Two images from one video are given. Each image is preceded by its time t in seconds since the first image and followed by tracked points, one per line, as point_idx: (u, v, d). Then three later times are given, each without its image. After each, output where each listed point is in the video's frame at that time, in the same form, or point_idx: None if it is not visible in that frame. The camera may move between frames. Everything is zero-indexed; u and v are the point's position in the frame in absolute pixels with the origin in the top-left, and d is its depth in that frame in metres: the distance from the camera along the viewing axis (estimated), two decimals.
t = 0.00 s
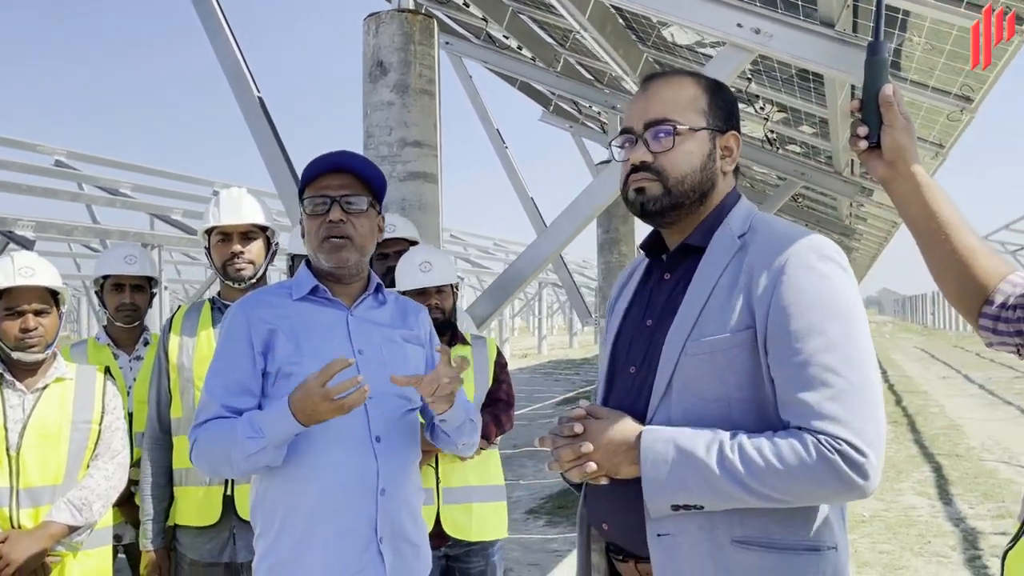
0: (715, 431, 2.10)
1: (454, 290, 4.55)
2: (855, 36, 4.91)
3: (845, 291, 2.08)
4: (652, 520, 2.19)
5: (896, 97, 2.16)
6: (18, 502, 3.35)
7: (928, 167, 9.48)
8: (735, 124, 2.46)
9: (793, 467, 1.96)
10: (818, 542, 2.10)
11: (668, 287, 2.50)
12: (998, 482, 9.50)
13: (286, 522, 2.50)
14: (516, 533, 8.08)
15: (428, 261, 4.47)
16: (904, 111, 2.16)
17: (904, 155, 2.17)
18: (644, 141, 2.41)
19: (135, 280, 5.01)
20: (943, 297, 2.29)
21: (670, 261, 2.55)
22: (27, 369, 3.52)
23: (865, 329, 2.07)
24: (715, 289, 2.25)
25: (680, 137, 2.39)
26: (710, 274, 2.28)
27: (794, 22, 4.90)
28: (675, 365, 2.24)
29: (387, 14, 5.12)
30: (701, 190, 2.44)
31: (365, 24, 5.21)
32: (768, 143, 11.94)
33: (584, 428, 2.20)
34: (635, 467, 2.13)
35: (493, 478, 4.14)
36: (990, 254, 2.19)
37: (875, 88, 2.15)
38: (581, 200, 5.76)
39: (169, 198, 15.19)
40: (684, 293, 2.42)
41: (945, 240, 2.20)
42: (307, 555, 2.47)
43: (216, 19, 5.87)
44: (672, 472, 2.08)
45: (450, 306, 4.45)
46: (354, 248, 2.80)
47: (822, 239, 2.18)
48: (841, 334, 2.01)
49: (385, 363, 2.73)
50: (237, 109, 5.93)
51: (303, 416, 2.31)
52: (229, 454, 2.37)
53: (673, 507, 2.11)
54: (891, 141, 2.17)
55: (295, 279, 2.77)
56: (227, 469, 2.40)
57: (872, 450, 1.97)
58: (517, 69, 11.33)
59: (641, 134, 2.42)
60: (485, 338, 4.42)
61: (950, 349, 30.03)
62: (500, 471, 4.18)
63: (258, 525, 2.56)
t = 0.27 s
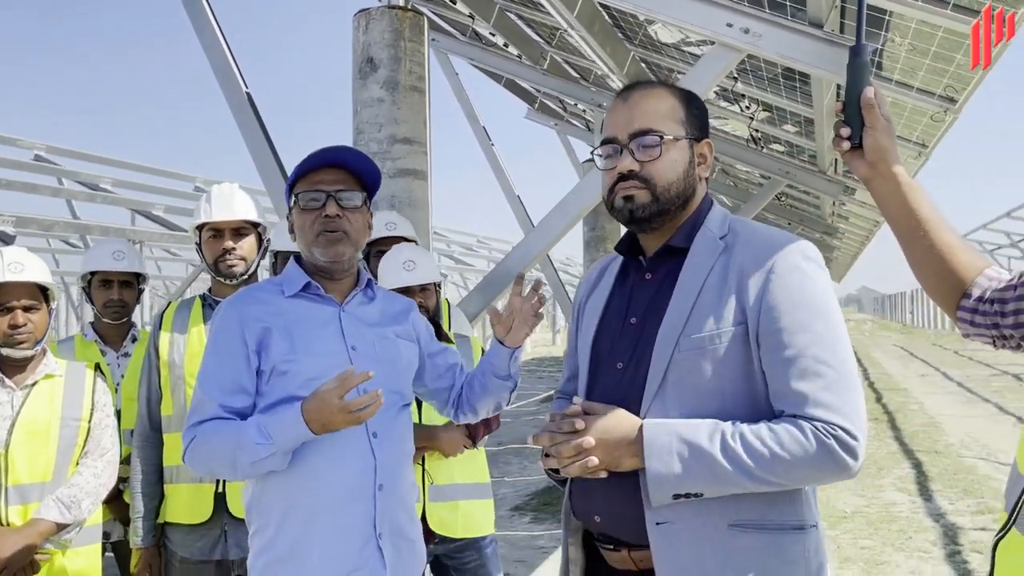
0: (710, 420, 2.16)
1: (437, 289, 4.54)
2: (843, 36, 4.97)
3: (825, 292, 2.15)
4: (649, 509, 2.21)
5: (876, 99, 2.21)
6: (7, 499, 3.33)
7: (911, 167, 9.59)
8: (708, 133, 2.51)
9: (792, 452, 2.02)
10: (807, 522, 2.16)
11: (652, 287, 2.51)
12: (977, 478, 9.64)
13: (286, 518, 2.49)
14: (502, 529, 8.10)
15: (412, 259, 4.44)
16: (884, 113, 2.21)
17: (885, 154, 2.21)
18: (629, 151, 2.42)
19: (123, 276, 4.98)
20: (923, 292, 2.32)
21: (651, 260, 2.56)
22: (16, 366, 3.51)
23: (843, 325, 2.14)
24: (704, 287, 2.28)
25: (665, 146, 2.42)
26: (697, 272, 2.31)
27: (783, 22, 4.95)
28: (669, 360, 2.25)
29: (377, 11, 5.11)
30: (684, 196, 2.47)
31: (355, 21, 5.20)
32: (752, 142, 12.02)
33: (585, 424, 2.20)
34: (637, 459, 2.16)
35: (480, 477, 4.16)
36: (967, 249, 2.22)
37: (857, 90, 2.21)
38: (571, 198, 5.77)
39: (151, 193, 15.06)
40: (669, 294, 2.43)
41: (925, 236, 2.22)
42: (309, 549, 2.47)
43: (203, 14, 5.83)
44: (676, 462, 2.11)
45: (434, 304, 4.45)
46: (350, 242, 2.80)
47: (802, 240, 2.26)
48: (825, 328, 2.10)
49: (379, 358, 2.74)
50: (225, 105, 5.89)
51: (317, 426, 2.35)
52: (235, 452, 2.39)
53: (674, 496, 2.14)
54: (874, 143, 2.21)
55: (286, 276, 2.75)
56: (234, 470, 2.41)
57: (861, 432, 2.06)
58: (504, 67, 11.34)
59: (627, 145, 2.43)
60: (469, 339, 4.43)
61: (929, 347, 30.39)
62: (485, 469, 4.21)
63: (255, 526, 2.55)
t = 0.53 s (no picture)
0: (700, 408, 2.20)
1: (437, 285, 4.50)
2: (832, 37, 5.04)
3: (801, 286, 2.19)
4: (646, 495, 2.20)
5: (862, 106, 2.22)
6: None
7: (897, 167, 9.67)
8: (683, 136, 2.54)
9: (781, 435, 2.05)
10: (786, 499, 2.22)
11: (630, 284, 2.50)
12: (961, 476, 9.75)
13: (290, 515, 2.49)
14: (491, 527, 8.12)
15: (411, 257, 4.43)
16: (871, 119, 2.22)
17: (871, 160, 2.23)
18: (611, 149, 2.44)
19: (114, 273, 4.96)
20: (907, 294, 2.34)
21: (630, 258, 2.55)
22: (8, 363, 3.50)
23: (817, 318, 2.19)
24: (688, 282, 2.30)
25: (645, 146, 2.44)
26: (679, 267, 2.33)
27: (774, 23, 4.98)
28: (658, 353, 2.26)
29: (370, 8, 5.10)
30: (662, 195, 2.48)
31: (347, 18, 5.19)
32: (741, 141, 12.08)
33: (583, 417, 2.19)
34: (634, 449, 2.17)
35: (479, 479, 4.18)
36: (950, 253, 2.25)
37: (843, 96, 2.21)
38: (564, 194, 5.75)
39: (137, 191, 14.94)
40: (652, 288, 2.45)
41: (909, 240, 2.25)
42: (318, 544, 2.48)
43: (194, 10, 5.80)
44: (673, 450, 2.12)
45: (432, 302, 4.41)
46: (349, 241, 2.82)
47: (775, 235, 2.30)
48: (803, 316, 2.15)
49: (373, 352, 2.75)
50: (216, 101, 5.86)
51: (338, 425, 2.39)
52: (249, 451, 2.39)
53: (669, 483, 2.14)
54: (861, 149, 2.23)
55: (280, 272, 2.75)
56: (248, 467, 2.39)
57: (842, 412, 2.11)
58: (494, 65, 11.34)
59: (608, 144, 2.45)
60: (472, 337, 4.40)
61: (914, 347, 30.66)
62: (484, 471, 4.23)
63: (256, 524, 2.54)
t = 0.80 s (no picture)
0: (692, 402, 2.22)
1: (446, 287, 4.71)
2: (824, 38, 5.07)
3: (790, 283, 2.22)
4: (642, 489, 2.22)
5: (855, 109, 2.25)
6: None
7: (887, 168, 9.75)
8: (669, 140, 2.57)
9: (772, 424, 2.08)
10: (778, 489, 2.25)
11: (622, 283, 2.52)
12: (949, 475, 9.83)
13: (293, 514, 2.49)
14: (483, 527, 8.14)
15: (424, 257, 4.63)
16: (863, 121, 2.25)
17: (865, 163, 2.26)
18: (599, 155, 2.46)
19: (109, 272, 4.96)
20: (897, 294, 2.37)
21: (619, 258, 2.58)
22: (3, 362, 3.49)
23: (805, 315, 2.21)
24: (679, 278, 2.33)
25: (633, 151, 2.46)
26: (669, 263, 2.35)
27: (767, 24, 5.02)
28: (651, 349, 2.28)
29: (364, 8, 5.11)
30: (650, 198, 2.50)
31: (342, 17, 5.19)
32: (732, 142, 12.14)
33: (579, 413, 2.21)
34: (628, 443, 2.19)
35: (483, 481, 4.23)
36: (941, 253, 2.28)
37: (837, 99, 2.24)
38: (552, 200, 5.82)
39: (126, 190, 14.87)
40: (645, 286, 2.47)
41: (902, 242, 2.27)
42: (323, 542, 2.49)
43: (187, 9, 5.79)
44: (670, 445, 2.14)
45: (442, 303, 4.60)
46: (348, 241, 2.84)
47: (760, 232, 2.33)
48: (792, 310, 2.17)
49: (372, 350, 2.78)
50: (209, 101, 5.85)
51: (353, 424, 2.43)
52: (265, 451, 2.39)
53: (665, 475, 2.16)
54: (854, 151, 2.26)
55: (278, 272, 2.75)
56: (262, 468, 2.39)
57: (831, 401, 2.13)
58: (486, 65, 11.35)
59: (597, 150, 2.47)
60: (479, 339, 4.43)
61: (902, 347, 30.86)
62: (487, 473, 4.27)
63: (259, 523, 2.53)
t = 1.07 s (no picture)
0: (686, 402, 2.23)
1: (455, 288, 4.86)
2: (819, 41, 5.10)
3: (790, 283, 2.24)
4: (630, 487, 2.25)
5: (847, 110, 2.26)
6: None
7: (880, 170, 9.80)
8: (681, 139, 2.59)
9: (764, 428, 2.09)
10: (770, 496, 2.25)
11: (625, 281, 2.54)
12: (941, 475, 9.89)
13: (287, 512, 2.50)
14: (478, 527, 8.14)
15: (433, 258, 4.82)
16: (856, 123, 2.25)
17: (858, 164, 2.26)
18: (610, 150, 2.49)
19: (106, 272, 4.96)
20: (888, 291, 2.41)
21: (625, 255, 2.59)
22: None
23: (806, 315, 2.24)
24: (680, 279, 2.35)
25: (644, 148, 2.48)
26: (670, 264, 2.37)
27: (762, 26, 5.05)
28: (647, 347, 2.30)
29: (361, 9, 5.11)
30: (660, 195, 2.53)
31: (338, 18, 5.19)
32: (726, 143, 12.18)
33: (570, 406, 2.24)
34: (618, 439, 2.20)
35: (487, 484, 4.23)
36: (932, 253, 2.32)
37: (829, 100, 2.25)
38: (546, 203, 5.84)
39: (120, 190, 14.83)
40: (645, 285, 2.48)
41: (895, 242, 2.30)
42: (315, 541, 2.49)
43: (183, 9, 5.78)
44: (661, 446, 2.15)
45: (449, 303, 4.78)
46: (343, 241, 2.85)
47: (765, 235, 2.36)
48: (792, 313, 2.19)
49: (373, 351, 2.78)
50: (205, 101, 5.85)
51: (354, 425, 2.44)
52: (266, 451, 2.40)
53: (653, 474, 2.18)
54: (847, 152, 2.26)
55: (277, 272, 2.76)
56: (263, 468, 2.40)
57: (826, 409, 2.14)
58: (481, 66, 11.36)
59: (608, 145, 2.50)
60: (484, 342, 4.45)
61: (894, 348, 31.00)
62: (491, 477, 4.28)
63: (254, 520, 2.54)
